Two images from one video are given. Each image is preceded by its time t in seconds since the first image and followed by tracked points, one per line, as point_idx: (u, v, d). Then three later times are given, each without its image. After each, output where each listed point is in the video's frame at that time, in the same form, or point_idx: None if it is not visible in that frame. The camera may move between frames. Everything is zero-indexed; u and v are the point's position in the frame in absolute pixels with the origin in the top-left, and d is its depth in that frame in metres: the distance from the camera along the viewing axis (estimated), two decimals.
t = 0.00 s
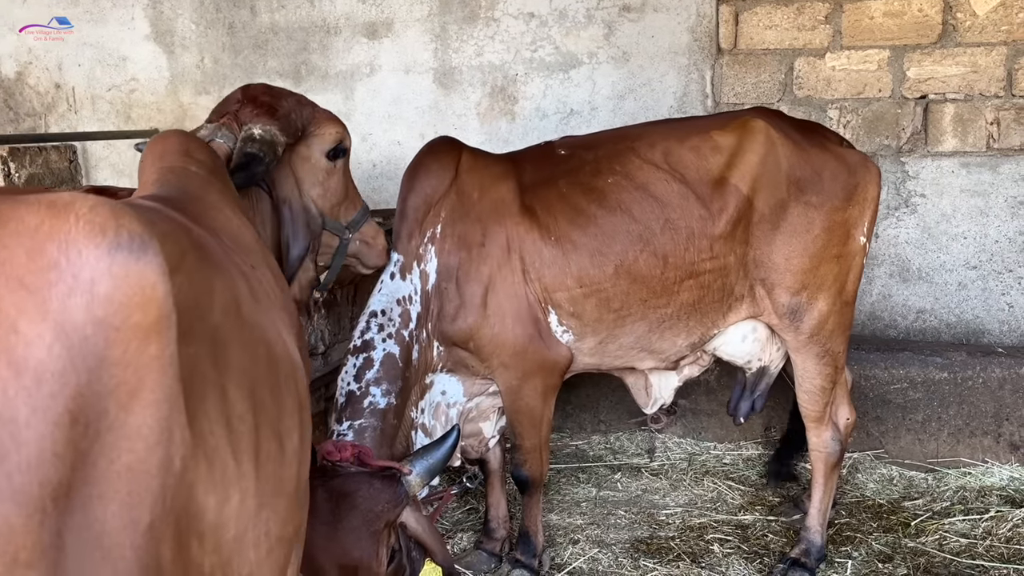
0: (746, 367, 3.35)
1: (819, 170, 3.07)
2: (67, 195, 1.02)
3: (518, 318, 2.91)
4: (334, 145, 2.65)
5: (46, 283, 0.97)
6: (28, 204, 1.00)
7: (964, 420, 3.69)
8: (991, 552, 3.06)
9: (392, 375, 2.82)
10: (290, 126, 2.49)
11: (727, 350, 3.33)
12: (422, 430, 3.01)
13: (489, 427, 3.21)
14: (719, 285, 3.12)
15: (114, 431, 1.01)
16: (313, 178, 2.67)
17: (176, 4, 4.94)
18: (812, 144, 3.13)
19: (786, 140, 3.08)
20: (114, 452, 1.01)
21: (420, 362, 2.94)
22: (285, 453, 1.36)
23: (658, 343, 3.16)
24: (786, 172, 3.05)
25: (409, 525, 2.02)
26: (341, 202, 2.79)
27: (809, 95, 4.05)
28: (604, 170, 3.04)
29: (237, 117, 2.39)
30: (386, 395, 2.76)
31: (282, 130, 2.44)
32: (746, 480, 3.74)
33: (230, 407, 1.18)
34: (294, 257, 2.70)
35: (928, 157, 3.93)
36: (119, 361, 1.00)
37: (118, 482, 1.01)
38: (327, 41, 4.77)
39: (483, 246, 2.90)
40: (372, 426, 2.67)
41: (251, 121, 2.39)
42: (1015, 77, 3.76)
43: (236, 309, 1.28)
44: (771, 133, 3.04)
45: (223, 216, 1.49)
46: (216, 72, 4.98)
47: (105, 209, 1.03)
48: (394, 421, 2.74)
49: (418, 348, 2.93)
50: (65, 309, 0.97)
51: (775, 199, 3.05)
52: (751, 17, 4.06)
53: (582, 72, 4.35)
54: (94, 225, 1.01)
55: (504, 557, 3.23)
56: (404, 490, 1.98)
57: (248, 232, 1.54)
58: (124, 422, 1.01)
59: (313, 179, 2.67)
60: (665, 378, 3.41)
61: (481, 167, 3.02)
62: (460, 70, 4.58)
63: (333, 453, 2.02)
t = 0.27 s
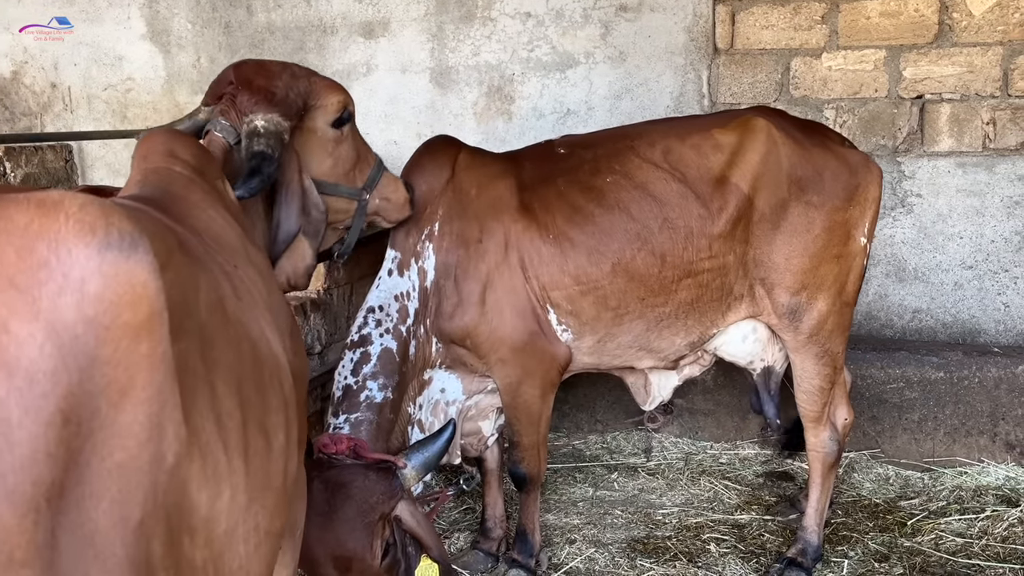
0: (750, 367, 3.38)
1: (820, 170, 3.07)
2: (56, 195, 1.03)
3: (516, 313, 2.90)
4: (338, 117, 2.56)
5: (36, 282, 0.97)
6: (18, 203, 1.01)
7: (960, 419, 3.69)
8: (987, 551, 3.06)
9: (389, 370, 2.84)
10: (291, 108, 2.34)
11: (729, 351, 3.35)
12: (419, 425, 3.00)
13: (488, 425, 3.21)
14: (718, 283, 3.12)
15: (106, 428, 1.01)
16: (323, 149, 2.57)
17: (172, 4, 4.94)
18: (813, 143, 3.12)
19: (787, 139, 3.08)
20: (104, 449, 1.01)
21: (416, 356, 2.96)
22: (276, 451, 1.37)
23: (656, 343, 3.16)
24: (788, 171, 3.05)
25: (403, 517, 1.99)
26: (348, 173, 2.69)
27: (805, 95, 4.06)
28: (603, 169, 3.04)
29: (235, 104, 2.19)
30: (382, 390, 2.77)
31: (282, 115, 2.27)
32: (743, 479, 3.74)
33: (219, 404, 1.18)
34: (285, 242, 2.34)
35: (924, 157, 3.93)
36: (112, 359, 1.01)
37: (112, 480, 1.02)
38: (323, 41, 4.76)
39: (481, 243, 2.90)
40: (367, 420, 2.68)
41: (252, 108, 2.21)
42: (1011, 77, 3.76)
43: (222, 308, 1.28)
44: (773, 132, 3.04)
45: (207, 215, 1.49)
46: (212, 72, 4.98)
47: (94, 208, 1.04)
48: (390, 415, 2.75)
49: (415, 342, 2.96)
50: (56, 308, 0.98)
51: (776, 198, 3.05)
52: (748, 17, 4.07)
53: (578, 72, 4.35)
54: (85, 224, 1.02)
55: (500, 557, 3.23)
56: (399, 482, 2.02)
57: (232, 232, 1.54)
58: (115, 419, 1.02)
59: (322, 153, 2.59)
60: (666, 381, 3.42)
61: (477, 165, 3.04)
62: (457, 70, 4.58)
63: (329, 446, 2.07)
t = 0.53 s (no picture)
0: (746, 368, 3.36)
1: (817, 169, 3.08)
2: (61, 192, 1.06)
3: (511, 315, 2.91)
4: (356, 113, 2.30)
5: (45, 280, 1.00)
6: (24, 201, 1.04)
7: (955, 419, 3.70)
8: (982, 550, 3.07)
9: (386, 366, 2.81)
10: (295, 103, 2.18)
11: (727, 350, 3.34)
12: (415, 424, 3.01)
13: (485, 423, 3.21)
14: (715, 283, 3.12)
15: (114, 425, 1.04)
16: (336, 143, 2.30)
17: (167, 3, 4.93)
18: (810, 143, 3.13)
19: (784, 139, 3.08)
20: (112, 447, 1.04)
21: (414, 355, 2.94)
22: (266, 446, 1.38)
23: (652, 342, 3.17)
24: (785, 171, 3.06)
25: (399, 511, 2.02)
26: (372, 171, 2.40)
27: (801, 95, 4.06)
28: (602, 169, 3.04)
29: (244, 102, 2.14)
30: (380, 385, 2.75)
31: (285, 110, 2.14)
32: (739, 479, 3.74)
33: (211, 398, 1.20)
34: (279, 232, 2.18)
35: (920, 157, 3.95)
36: (115, 355, 1.04)
37: (115, 474, 1.04)
38: (319, 40, 4.76)
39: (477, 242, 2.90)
40: (364, 415, 2.65)
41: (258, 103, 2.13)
42: (1006, 77, 3.77)
43: (208, 304, 1.29)
44: (771, 132, 3.06)
45: (192, 214, 1.51)
46: (208, 71, 4.97)
47: (101, 207, 1.08)
48: (387, 412, 2.73)
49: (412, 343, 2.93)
50: (65, 305, 1.01)
51: (774, 198, 3.06)
52: (744, 17, 4.07)
53: (574, 72, 4.36)
54: (92, 222, 1.05)
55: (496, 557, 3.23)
56: (397, 477, 2.03)
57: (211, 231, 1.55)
58: (122, 415, 1.04)
59: (338, 148, 2.31)
60: (666, 381, 3.42)
61: (478, 163, 3.04)
62: (453, 70, 4.58)
63: (327, 440, 2.03)
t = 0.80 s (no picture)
0: (744, 366, 3.39)
1: (813, 169, 3.09)
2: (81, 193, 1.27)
3: (508, 315, 2.91)
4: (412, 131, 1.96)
5: (75, 270, 1.20)
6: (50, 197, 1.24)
7: (949, 418, 3.72)
8: (976, 549, 3.08)
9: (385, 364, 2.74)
10: (356, 116, 1.91)
11: (724, 350, 3.35)
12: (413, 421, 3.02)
13: (481, 422, 3.21)
14: (712, 282, 3.13)
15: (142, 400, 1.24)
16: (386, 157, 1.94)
17: (163, 2, 4.93)
18: (807, 144, 3.14)
19: (780, 139, 3.09)
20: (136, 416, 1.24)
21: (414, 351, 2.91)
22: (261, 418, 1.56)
23: (649, 342, 3.18)
24: (781, 171, 3.07)
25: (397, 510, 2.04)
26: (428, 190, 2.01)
27: (796, 95, 4.08)
28: (597, 169, 3.04)
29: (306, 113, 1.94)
30: (378, 383, 2.69)
31: (343, 121, 1.88)
32: (734, 478, 3.76)
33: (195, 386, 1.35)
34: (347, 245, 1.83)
35: (914, 157, 3.96)
36: (142, 338, 1.23)
37: (140, 449, 1.24)
38: (314, 40, 4.76)
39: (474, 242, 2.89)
40: (363, 411, 2.58)
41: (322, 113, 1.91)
42: (1000, 78, 3.78)
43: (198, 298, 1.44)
44: (766, 132, 3.07)
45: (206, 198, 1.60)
46: (203, 71, 4.96)
47: (118, 201, 1.29)
48: (386, 409, 2.68)
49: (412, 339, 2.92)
50: (94, 291, 1.20)
51: (770, 198, 3.06)
52: (739, 18, 4.08)
53: (570, 72, 4.36)
54: (113, 216, 1.26)
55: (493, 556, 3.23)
56: (396, 472, 2.03)
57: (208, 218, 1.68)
58: (149, 395, 1.24)
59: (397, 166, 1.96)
60: (662, 381, 3.43)
61: (479, 158, 3.00)
62: (449, 70, 4.58)
63: (326, 435, 2.01)
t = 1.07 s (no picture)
0: (739, 366, 3.40)
1: (809, 170, 3.09)
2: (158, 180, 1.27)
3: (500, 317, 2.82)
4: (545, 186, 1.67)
5: (157, 253, 1.19)
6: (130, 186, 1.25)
7: (941, 418, 3.73)
8: (968, 549, 3.09)
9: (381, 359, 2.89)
10: (494, 156, 1.64)
11: (720, 350, 3.36)
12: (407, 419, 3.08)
13: (476, 421, 3.21)
14: (707, 282, 3.13)
15: (219, 379, 1.19)
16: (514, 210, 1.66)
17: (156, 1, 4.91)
18: (802, 145, 3.14)
19: (776, 140, 3.08)
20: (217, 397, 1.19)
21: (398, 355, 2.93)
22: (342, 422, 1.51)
23: (645, 342, 3.18)
24: (777, 172, 3.07)
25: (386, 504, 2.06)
26: (545, 243, 1.70)
27: (790, 96, 4.08)
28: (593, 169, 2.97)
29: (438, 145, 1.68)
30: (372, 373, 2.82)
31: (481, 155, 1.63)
32: (727, 478, 3.76)
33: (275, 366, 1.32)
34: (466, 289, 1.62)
35: (907, 158, 3.97)
36: (220, 318, 1.20)
37: (220, 429, 1.18)
38: (308, 39, 4.75)
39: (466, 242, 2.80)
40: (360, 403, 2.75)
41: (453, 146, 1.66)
42: (993, 79, 3.80)
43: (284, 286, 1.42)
44: (764, 133, 3.05)
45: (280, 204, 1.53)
46: (196, 69, 4.94)
47: (195, 187, 1.28)
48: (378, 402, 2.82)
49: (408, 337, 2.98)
50: (177, 273, 1.19)
51: (765, 198, 3.07)
52: (733, 18, 4.09)
53: (564, 72, 4.36)
54: (191, 200, 1.25)
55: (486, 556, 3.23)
56: (388, 468, 2.03)
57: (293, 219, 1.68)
58: (227, 373, 1.20)
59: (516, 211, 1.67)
60: (658, 381, 3.44)
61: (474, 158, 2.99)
62: (443, 69, 4.58)
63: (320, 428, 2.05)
